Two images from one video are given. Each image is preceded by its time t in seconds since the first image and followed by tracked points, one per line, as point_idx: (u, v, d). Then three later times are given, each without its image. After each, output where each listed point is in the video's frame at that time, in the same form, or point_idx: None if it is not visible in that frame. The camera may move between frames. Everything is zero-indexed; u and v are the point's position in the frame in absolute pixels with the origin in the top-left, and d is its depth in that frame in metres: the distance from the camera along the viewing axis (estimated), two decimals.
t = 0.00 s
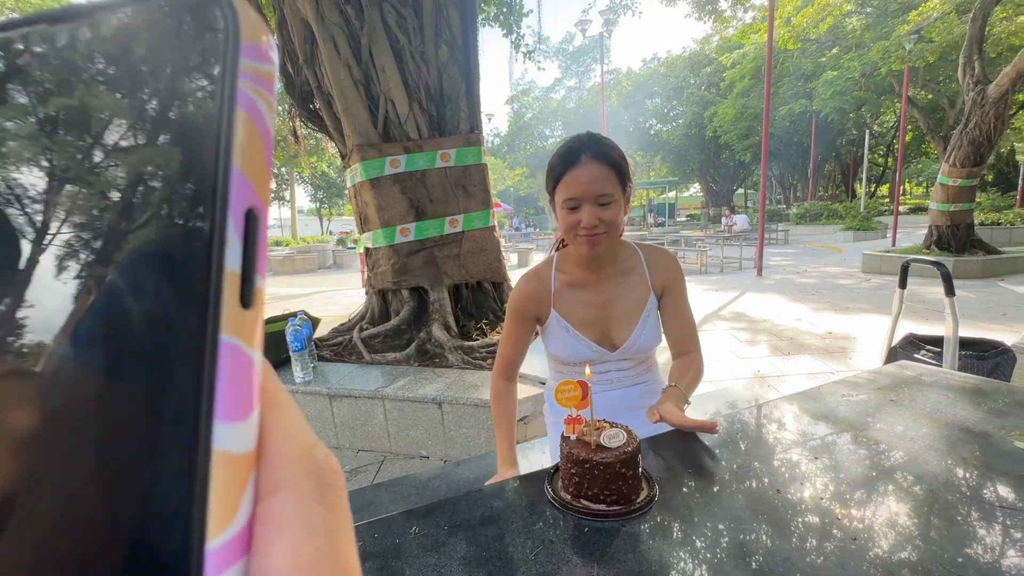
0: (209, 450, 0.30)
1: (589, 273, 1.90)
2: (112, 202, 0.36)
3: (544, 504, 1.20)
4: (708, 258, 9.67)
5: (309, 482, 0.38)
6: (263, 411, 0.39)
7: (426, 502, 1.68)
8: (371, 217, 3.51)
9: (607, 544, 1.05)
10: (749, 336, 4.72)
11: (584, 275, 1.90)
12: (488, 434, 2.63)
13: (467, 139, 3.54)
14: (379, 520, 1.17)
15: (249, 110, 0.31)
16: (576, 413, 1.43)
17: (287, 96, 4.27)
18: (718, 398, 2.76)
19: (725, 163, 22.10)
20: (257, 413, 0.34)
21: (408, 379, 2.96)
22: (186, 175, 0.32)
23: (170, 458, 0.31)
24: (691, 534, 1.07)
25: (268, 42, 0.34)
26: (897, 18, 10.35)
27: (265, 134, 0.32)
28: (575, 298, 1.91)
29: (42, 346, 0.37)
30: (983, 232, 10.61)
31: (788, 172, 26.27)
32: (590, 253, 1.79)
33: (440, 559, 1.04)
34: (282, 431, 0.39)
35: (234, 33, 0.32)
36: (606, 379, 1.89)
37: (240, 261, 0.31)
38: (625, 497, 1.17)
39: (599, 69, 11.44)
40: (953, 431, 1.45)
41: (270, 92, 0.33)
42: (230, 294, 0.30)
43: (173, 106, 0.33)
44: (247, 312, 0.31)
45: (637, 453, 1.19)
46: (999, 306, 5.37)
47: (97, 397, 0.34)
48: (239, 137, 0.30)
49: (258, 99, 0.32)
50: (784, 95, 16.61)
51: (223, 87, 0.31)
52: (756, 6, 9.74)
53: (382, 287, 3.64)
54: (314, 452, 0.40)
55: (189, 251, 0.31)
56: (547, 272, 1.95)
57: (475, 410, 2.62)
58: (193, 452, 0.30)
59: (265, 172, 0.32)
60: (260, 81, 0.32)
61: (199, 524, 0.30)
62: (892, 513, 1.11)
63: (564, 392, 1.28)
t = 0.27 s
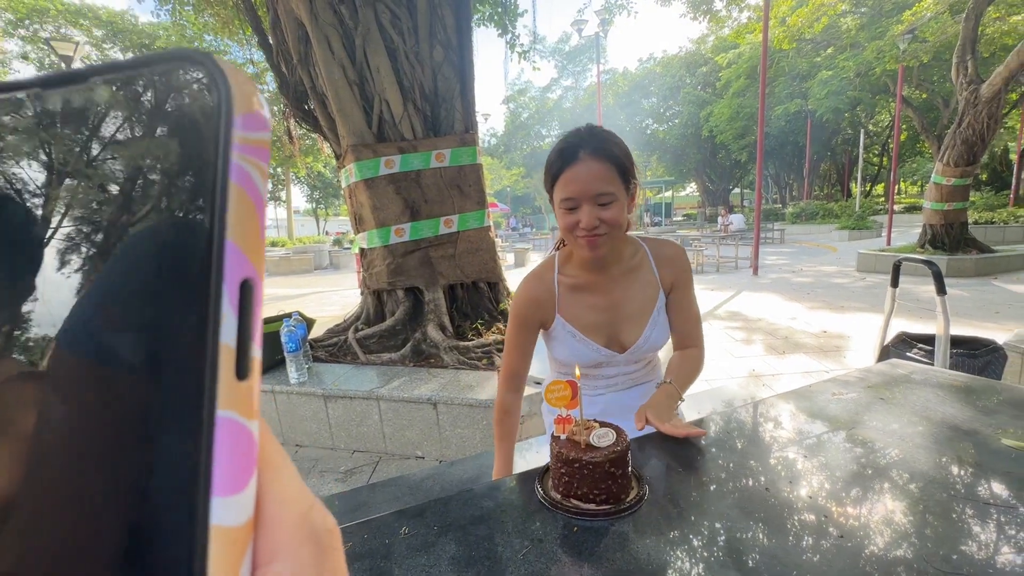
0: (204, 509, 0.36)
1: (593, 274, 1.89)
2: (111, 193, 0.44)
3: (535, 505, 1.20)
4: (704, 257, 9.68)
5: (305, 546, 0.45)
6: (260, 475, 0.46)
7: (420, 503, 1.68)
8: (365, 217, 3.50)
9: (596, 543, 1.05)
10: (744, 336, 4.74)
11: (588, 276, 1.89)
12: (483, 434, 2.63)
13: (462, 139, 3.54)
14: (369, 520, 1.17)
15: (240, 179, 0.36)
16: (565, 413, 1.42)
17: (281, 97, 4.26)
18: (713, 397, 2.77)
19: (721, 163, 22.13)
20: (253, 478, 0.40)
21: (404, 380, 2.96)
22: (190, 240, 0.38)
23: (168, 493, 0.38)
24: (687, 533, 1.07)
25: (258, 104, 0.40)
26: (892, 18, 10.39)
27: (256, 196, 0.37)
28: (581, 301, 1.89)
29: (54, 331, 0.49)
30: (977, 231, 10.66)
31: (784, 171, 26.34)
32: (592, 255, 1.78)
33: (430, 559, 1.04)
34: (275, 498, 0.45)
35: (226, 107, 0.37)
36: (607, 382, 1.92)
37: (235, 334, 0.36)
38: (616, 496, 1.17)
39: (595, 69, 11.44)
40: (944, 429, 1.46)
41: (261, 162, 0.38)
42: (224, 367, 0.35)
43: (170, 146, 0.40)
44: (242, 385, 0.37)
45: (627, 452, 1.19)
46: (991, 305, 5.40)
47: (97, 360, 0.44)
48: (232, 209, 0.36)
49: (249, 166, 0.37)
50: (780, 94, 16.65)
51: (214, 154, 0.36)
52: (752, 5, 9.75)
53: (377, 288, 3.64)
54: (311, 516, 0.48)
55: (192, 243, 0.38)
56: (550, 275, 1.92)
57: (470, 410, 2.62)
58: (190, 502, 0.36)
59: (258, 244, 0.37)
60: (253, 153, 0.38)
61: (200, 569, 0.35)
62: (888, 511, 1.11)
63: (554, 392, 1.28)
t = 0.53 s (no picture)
0: (213, 539, 0.38)
1: (576, 262, 1.90)
2: (150, 189, 0.45)
3: (533, 504, 1.20)
4: (701, 257, 9.69)
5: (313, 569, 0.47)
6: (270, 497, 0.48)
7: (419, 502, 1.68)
8: (363, 217, 3.50)
9: (595, 542, 1.06)
10: (741, 335, 4.75)
11: (571, 265, 1.90)
12: (482, 434, 2.63)
13: (460, 139, 3.53)
14: (368, 520, 1.17)
15: (247, 206, 0.39)
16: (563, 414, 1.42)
17: (279, 97, 4.25)
18: (711, 397, 2.77)
19: (718, 163, 22.18)
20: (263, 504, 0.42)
21: (402, 380, 2.96)
22: (201, 234, 0.41)
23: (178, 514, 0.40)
24: (686, 532, 1.07)
25: (266, 122, 0.42)
26: (887, 18, 10.43)
27: (261, 218, 0.39)
28: (568, 287, 1.88)
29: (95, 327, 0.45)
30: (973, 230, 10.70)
31: (781, 171, 26.41)
32: (574, 241, 1.79)
33: (430, 559, 1.04)
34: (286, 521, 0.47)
35: (235, 131, 0.39)
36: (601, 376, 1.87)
37: (243, 363, 0.38)
38: (614, 495, 1.18)
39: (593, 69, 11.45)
40: (939, 427, 1.47)
41: (269, 184, 0.40)
42: (233, 396, 0.38)
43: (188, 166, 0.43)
44: (251, 413, 0.39)
45: (625, 451, 1.19)
46: (987, 304, 5.42)
47: (143, 345, 0.42)
48: (239, 236, 0.38)
49: (257, 192, 0.39)
50: (777, 95, 16.70)
51: (229, 179, 0.39)
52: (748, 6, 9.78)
53: (375, 288, 3.63)
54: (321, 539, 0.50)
55: (201, 233, 0.41)
56: (535, 267, 1.92)
57: (469, 411, 2.62)
58: (201, 528, 0.39)
59: (267, 271, 0.39)
60: (261, 176, 0.40)
61: None
62: (885, 509, 1.12)
63: (553, 392, 1.28)
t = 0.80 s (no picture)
0: (189, 548, 0.39)
1: (549, 263, 1.91)
2: (124, 175, 0.47)
3: (532, 504, 1.20)
4: (699, 258, 9.70)
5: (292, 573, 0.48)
6: (250, 503, 0.48)
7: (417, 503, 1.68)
8: (361, 218, 3.50)
9: (594, 541, 1.06)
10: (739, 335, 4.75)
11: (546, 266, 1.92)
12: (480, 434, 2.63)
13: (458, 140, 3.53)
14: (367, 521, 1.17)
15: (221, 207, 0.39)
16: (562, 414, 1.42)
17: (276, 98, 4.25)
18: (709, 397, 2.78)
19: (715, 163, 22.23)
20: (240, 511, 0.43)
21: (400, 381, 2.95)
22: (174, 231, 0.41)
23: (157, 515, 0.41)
24: (685, 532, 1.07)
25: (240, 121, 0.43)
26: (884, 19, 10.47)
27: (241, 224, 0.40)
28: (540, 285, 1.88)
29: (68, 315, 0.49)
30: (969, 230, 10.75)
31: (778, 172, 26.49)
32: (548, 241, 1.81)
33: (429, 559, 1.04)
34: (266, 524, 0.48)
35: (207, 131, 0.40)
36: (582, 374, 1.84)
37: (218, 369, 0.39)
38: (613, 495, 1.18)
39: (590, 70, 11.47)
40: (936, 427, 1.47)
41: (246, 186, 0.41)
42: (208, 401, 0.39)
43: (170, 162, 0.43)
44: (227, 417, 0.40)
45: (624, 451, 1.20)
46: (983, 303, 5.45)
47: (116, 326, 0.44)
48: (213, 241, 0.39)
49: (231, 194, 0.40)
50: (774, 95, 16.75)
51: (201, 185, 0.40)
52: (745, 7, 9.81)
53: (373, 289, 3.63)
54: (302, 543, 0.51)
55: (174, 230, 0.41)
56: (510, 268, 1.94)
57: (467, 411, 2.62)
58: (178, 535, 0.40)
59: (243, 278, 0.40)
60: (236, 177, 0.40)
61: None
62: (883, 508, 1.12)
63: (552, 392, 1.28)
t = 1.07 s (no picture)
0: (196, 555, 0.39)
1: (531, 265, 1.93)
2: (119, 179, 0.47)
3: (530, 506, 1.20)
4: (697, 258, 9.72)
5: None
6: (256, 509, 0.48)
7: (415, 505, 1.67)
8: (359, 219, 3.50)
9: (592, 543, 1.05)
10: (737, 336, 4.76)
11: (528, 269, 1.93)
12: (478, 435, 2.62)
13: (456, 141, 3.53)
14: (365, 523, 1.17)
15: (229, 211, 0.39)
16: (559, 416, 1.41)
17: (274, 99, 4.25)
18: (707, 398, 2.78)
19: (713, 164, 22.28)
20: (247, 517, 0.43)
21: (398, 382, 2.95)
22: (181, 232, 0.41)
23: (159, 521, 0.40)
24: (683, 532, 1.07)
25: (247, 124, 0.42)
26: (881, 21, 10.50)
27: (246, 227, 0.40)
28: (523, 286, 1.88)
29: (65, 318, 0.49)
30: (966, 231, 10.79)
31: (776, 173, 26.55)
32: (527, 245, 1.85)
33: (426, 561, 1.03)
34: (273, 530, 0.48)
35: (214, 132, 0.40)
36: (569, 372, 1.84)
37: (225, 372, 0.39)
38: (611, 496, 1.17)
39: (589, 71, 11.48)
40: (933, 427, 1.48)
41: (252, 187, 0.40)
42: (214, 405, 0.38)
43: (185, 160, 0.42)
44: (234, 423, 0.40)
45: (622, 453, 1.19)
46: (979, 304, 5.47)
47: (113, 325, 0.44)
48: (220, 245, 0.38)
49: (238, 197, 0.39)
50: (771, 96, 16.80)
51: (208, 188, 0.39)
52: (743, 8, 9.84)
53: (371, 289, 3.62)
54: (307, 546, 0.51)
55: (181, 229, 0.41)
56: (494, 273, 1.95)
57: (465, 412, 2.62)
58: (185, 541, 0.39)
59: (251, 283, 0.39)
60: (243, 179, 0.40)
61: None
62: (880, 508, 1.13)
63: (550, 393, 1.27)
